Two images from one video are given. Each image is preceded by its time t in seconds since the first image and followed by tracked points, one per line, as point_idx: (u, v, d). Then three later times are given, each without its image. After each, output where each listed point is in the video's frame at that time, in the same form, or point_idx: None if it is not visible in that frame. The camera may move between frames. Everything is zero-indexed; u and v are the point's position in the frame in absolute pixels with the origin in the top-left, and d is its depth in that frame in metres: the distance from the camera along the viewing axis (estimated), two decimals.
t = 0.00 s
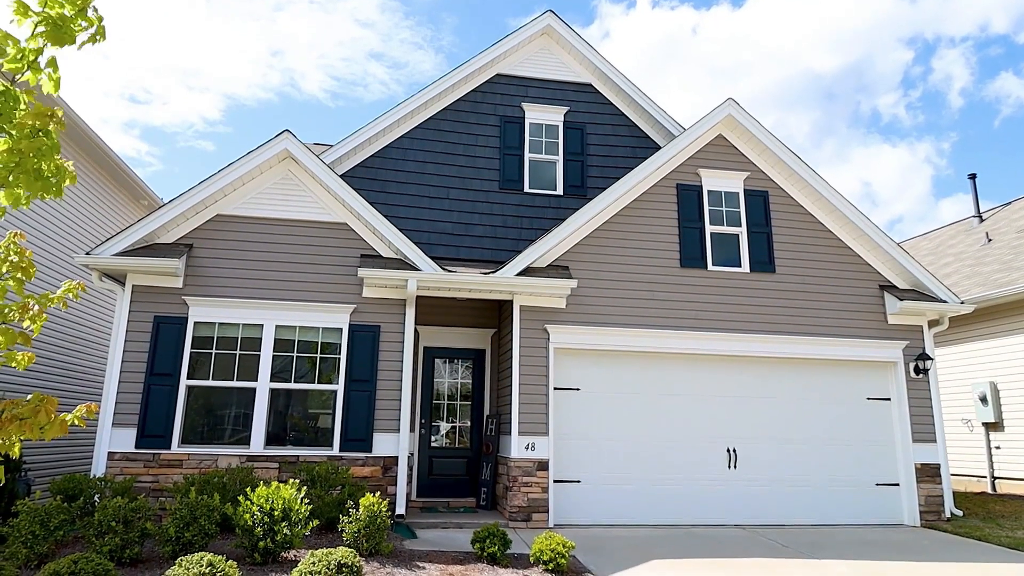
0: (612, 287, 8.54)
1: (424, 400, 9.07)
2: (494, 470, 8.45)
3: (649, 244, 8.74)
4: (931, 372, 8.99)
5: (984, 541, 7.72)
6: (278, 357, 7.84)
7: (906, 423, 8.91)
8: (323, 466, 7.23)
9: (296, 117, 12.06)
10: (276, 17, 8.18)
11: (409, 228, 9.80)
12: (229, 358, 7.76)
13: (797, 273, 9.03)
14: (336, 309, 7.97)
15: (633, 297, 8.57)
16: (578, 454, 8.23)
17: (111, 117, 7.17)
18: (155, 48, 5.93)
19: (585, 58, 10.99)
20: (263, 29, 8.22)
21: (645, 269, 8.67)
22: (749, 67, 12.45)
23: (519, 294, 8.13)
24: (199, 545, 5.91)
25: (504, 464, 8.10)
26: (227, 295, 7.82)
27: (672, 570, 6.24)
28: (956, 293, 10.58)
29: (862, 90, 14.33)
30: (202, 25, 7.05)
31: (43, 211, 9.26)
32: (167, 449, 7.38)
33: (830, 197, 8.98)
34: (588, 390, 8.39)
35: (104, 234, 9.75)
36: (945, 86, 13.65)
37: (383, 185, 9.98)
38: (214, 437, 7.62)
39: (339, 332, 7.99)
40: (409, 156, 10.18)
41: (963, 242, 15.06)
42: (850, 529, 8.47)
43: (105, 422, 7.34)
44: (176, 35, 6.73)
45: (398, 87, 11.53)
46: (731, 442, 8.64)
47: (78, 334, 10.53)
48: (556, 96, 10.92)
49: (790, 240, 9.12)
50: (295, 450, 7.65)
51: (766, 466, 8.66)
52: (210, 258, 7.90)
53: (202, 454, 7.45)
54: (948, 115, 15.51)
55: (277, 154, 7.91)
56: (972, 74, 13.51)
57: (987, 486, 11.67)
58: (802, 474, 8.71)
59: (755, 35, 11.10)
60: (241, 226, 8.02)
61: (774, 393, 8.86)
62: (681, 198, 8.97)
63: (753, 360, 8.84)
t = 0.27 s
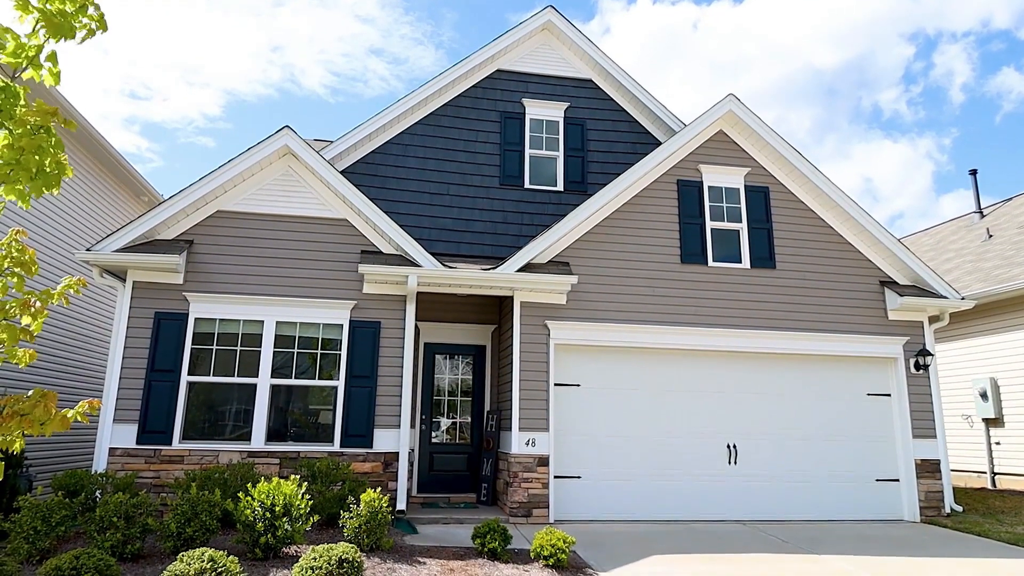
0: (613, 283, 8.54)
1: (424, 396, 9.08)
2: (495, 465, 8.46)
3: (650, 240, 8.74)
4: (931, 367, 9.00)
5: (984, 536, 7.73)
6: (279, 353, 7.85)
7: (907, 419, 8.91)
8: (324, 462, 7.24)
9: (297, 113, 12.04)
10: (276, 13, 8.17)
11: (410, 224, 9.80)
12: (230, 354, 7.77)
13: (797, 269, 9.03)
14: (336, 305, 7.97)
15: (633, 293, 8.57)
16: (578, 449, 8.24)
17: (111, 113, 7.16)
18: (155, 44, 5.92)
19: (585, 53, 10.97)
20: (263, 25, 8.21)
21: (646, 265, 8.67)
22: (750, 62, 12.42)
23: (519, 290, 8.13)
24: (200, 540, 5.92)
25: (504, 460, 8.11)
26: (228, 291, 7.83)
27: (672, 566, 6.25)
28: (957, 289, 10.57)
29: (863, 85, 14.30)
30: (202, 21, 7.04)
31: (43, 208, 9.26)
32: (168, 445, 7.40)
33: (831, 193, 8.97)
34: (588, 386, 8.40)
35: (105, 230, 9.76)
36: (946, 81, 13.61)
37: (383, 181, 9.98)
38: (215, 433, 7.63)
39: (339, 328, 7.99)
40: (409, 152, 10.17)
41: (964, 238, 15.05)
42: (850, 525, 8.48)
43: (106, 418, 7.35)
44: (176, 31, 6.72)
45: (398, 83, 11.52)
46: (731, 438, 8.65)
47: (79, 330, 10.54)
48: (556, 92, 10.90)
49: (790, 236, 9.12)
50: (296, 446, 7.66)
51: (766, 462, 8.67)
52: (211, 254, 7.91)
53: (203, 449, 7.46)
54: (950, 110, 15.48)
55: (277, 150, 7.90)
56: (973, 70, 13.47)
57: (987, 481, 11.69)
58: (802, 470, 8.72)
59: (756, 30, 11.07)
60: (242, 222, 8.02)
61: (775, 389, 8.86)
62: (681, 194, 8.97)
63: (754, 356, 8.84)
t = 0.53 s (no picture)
0: (613, 280, 8.54)
1: (425, 392, 9.10)
2: (495, 461, 8.48)
3: (650, 236, 8.73)
4: (932, 363, 9.00)
5: (983, 532, 7.75)
6: (280, 349, 7.85)
7: (907, 415, 8.92)
8: (325, 458, 7.25)
9: (297, 110, 12.01)
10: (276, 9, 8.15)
11: (410, 220, 9.80)
12: (231, 350, 7.77)
13: (798, 265, 9.03)
14: (337, 301, 7.98)
15: (633, 289, 8.57)
16: (578, 445, 8.25)
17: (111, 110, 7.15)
18: (155, 40, 5.91)
19: (585, 49, 10.96)
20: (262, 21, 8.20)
21: (646, 261, 8.67)
22: (751, 58, 12.39)
23: (520, 287, 8.13)
24: (202, 536, 5.93)
25: (505, 456, 8.12)
26: (228, 287, 7.83)
27: (671, 561, 6.27)
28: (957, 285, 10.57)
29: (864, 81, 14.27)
30: (202, 18, 7.03)
31: (43, 204, 9.26)
32: (169, 441, 7.41)
33: (832, 189, 8.96)
34: (589, 382, 8.41)
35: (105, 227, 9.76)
36: (948, 77, 13.58)
37: (384, 177, 9.97)
38: (216, 429, 7.64)
39: (340, 324, 8.00)
40: (410, 148, 10.16)
41: (965, 234, 15.03)
42: (850, 520, 8.50)
43: (108, 414, 7.36)
44: (176, 27, 6.71)
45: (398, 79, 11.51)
46: (731, 433, 8.66)
47: (80, 326, 10.55)
48: (557, 88, 10.89)
49: (791, 232, 9.11)
50: (296, 442, 7.68)
51: (766, 458, 8.68)
52: (211, 250, 7.91)
53: (203, 446, 7.47)
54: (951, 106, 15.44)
55: (277, 146, 7.90)
56: (975, 65, 13.44)
57: (987, 477, 11.70)
58: (802, 466, 8.73)
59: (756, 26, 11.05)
60: (242, 219, 8.02)
61: (775, 385, 8.87)
62: (681, 190, 8.96)
63: (754, 351, 8.85)
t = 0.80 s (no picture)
0: (613, 276, 8.54)
1: (426, 388, 9.10)
2: (496, 458, 8.49)
3: (650, 233, 8.73)
4: (932, 360, 9.00)
5: (983, 527, 7.76)
6: (280, 346, 7.86)
7: (907, 412, 8.92)
8: (326, 454, 7.26)
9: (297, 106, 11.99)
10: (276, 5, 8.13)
11: (410, 217, 9.79)
12: (232, 347, 7.78)
13: (798, 262, 9.02)
14: (337, 297, 7.98)
15: (634, 285, 8.57)
16: (578, 441, 8.26)
17: (112, 106, 7.14)
18: (154, 36, 5.90)
19: (586, 45, 10.94)
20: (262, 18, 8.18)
21: (647, 257, 8.66)
22: (751, 54, 12.37)
23: (520, 283, 8.13)
24: (203, 532, 5.94)
25: (505, 452, 8.13)
26: (228, 284, 7.83)
27: (671, 557, 6.28)
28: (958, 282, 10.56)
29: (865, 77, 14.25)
30: (201, 15, 7.02)
31: (44, 201, 9.26)
32: (171, 438, 7.42)
33: (832, 185, 8.96)
34: (589, 378, 8.41)
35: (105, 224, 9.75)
36: (949, 73, 13.54)
37: (384, 173, 9.97)
38: (217, 426, 7.65)
39: (341, 321, 8.00)
40: (410, 144, 10.16)
41: (966, 230, 15.02)
42: (850, 516, 8.51)
43: (109, 410, 7.37)
44: (175, 23, 6.70)
45: (398, 75, 11.50)
46: (732, 429, 8.66)
47: (81, 323, 10.56)
48: (557, 84, 10.87)
49: (791, 228, 9.11)
50: (297, 438, 7.69)
51: (766, 454, 8.69)
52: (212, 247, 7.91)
53: (204, 442, 7.48)
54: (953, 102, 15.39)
55: (277, 143, 7.89)
56: (976, 61, 13.41)
57: (987, 473, 11.70)
58: (802, 462, 8.74)
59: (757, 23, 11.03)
60: (243, 215, 8.02)
61: (775, 381, 8.87)
62: (682, 187, 8.95)
63: (754, 348, 8.85)
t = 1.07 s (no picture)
0: (614, 273, 8.54)
1: (426, 385, 9.11)
2: (496, 454, 8.50)
3: (651, 229, 8.73)
4: (933, 356, 9.00)
5: (983, 524, 7.77)
6: (281, 342, 7.87)
7: (907, 408, 8.93)
8: (326, 451, 7.27)
9: (297, 103, 11.98)
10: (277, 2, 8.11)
11: (411, 213, 9.79)
12: (232, 344, 7.79)
13: (799, 258, 9.02)
14: (338, 294, 7.98)
15: (634, 282, 8.57)
16: (579, 438, 8.26)
17: (112, 103, 7.12)
18: (154, 33, 5.89)
19: (586, 41, 10.93)
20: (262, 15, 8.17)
21: (647, 254, 8.66)
22: (752, 50, 12.35)
23: (521, 280, 8.14)
24: (204, 528, 5.95)
25: (506, 449, 8.14)
26: (229, 281, 7.84)
27: (672, 554, 6.29)
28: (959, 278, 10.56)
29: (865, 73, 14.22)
30: (202, 11, 7.01)
31: (44, 198, 9.26)
32: (172, 434, 7.43)
33: (833, 181, 8.95)
34: (589, 375, 8.41)
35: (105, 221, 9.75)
36: (950, 69, 13.51)
37: (384, 170, 9.96)
38: (218, 422, 7.66)
39: (341, 318, 8.01)
40: (411, 141, 10.15)
41: (967, 227, 15.01)
42: (850, 512, 8.52)
43: (110, 407, 7.38)
44: (175, 20, 6.69)
45: (398, 72, 11.49)
46: (732, 426, 8.67)
47: (82, 319, 10.56)
48: (557, 81, 10.86)
49: (792, 225, 9.10)
50: (298, 435, 7.70)
51: (766, 450, 8.70)
52: (212, 243, 7.91)
53: (205, 438, 7.49)
54: (954, 99, 15.36)
55: (277, 140, 7.88)
56: (977, 57, 13.37)
57: (987, 469, 11.71)
58: (802, 458, 8.74)
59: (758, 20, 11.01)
60: (243, 212, 8.02)
61: (775, 378, 8.87)
62: (683, 183, 8.94)
63: (754, 344, 8.85)
